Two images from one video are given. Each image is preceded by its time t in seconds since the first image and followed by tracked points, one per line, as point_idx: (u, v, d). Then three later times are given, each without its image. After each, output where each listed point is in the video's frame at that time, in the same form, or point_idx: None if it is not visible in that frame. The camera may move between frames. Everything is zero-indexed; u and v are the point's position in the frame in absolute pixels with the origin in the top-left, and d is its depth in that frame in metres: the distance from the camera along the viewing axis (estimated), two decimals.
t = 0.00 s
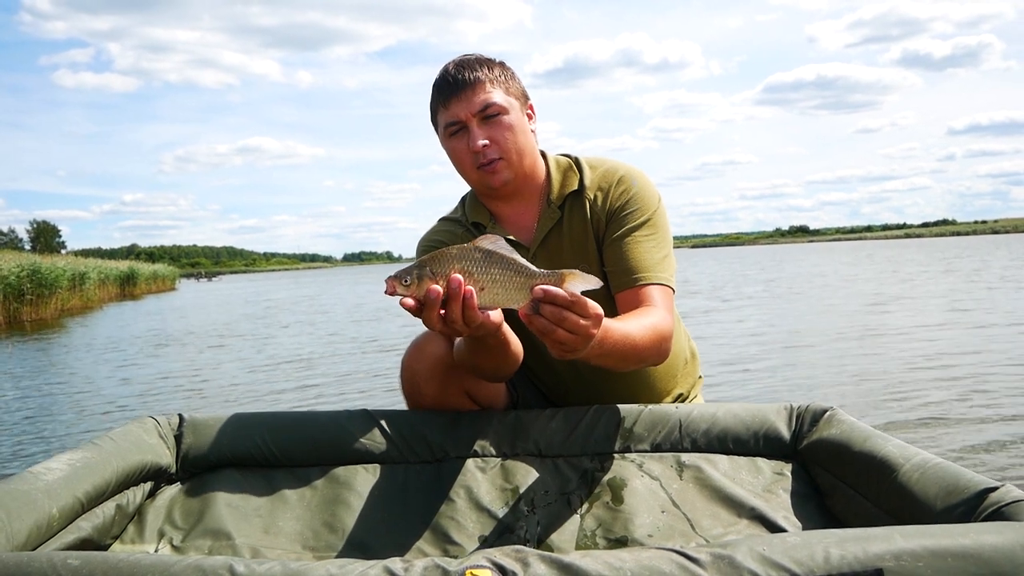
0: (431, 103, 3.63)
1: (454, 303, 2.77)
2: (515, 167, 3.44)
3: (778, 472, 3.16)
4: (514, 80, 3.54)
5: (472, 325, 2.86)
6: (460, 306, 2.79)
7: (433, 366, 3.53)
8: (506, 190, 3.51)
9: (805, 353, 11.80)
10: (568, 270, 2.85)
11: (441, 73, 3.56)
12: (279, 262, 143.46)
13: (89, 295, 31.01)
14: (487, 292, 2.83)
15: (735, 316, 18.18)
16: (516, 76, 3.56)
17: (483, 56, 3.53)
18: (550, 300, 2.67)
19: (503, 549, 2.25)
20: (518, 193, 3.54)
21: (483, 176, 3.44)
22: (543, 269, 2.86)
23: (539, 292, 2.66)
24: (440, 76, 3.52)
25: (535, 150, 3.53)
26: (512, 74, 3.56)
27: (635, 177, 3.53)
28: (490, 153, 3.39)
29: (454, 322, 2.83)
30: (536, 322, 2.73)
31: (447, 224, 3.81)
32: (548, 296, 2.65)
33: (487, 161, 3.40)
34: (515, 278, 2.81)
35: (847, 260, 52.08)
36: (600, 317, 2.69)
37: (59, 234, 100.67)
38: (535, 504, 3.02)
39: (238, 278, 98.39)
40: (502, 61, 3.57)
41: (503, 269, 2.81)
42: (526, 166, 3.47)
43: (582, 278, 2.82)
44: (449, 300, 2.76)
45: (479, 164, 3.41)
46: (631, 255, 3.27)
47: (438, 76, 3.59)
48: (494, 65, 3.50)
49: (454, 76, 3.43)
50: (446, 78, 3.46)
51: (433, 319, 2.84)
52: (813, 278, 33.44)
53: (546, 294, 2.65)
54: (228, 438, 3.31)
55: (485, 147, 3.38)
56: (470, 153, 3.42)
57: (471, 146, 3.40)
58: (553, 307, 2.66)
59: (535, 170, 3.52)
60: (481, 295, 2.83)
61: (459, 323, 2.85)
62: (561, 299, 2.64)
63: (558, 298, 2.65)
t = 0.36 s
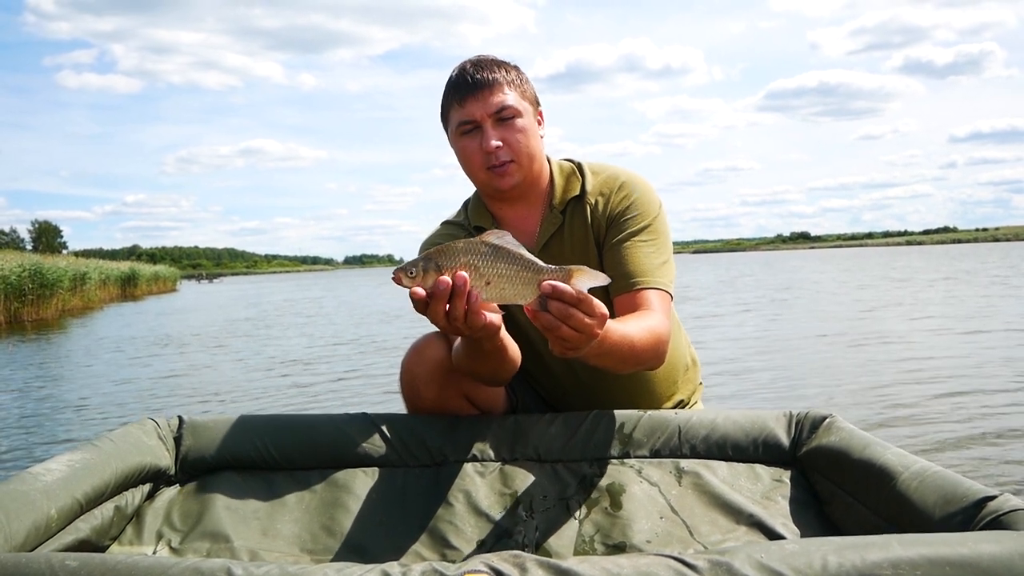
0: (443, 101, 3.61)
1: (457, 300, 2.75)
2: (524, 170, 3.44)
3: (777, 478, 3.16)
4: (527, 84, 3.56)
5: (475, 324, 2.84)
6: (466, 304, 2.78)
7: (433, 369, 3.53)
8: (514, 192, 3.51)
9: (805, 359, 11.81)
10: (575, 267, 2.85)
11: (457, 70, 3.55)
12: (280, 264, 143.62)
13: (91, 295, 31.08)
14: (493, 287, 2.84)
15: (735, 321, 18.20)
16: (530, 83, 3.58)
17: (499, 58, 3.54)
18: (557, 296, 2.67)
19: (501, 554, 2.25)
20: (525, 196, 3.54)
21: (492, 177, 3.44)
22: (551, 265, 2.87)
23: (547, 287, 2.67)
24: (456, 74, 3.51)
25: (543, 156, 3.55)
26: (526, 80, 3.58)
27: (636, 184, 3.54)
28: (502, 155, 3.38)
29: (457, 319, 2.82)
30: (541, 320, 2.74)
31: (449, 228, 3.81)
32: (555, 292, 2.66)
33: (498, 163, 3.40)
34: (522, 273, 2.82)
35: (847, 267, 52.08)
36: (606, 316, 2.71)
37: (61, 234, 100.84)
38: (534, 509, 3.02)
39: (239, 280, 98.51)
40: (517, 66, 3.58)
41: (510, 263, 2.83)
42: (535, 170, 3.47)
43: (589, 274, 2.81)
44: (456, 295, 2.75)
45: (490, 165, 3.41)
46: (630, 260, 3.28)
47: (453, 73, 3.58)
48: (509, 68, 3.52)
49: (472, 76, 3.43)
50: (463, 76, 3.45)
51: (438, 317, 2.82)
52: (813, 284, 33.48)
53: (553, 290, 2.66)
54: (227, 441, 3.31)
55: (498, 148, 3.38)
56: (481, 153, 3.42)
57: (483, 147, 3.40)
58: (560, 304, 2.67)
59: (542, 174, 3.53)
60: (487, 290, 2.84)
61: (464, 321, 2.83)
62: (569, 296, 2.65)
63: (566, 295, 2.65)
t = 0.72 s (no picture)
0: (461, 94, 3.58)
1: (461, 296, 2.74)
2: (538, 172, 3.44)
3: (777, 484, 3.15)
4: (546, 85, 3.56)
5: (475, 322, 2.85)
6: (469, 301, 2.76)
7: (433, 369, 3.53)
8: (525, 193, 3.51)
9: (806, 365, 11.79)
10: (575, 270, 2.85)
11: (479, 64, 3.53)
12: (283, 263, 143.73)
13: (93, 292, 31.10)
14: (493, 287, 2.83)
15: (737, 326, 18.17)
16: (548, 86, 3.58)
17: (522, 58, 3.54)
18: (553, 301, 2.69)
19: (500, 556, 2.25)
20: (535, 198, 3.55)
21: (505, 176, 3.43)
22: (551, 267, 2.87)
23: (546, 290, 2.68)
24: (480, 69, 3.49)
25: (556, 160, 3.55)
26: (545, 82, 3.58)
27: (641, 188, 3.55)
28: (519, 154, 3.37)
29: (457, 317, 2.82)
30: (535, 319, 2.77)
31: (453, 228, 3.82)
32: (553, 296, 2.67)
33: (513, 162, 3.39)
34: (521, 274, 2.82)
35: (850, 273, 52.02)
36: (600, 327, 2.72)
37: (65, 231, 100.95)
38: (533, 511, 3.03)
39: (241, 279, 98.52)
40: (537, 67, 3.58)
41: (509, 264, 2.82)
42: (548, 173, 3.48)
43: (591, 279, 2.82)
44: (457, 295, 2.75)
45: (505, 163, 3.39)
46: (630, 265, 3.28)
47: (475, 67, 3.55)
48: (530, 68, 3.51)
49: (495, 72, 3.42)
50: (487, 72, 3.43)
51: (439, 317, 2.82)
52: (815, 289, 33.43)
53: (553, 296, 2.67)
54: (228, 440, 3.31)
55: (515, 148, 3.37)
56: (497, 151, 3.40)
57: (501, 145, 3.39)
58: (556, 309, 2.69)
59: (554, 176, 3.53)
60: (486, 290, 2.83)
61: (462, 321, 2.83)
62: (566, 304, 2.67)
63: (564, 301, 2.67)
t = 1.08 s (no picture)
0: (478, 83, 3.55)
1: (455, 299, 2.73)
2: (546, 173, 3.44)
3: (775, 484, 3.15)
4: (564, 85, 3.55)
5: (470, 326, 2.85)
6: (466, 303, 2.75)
7: (431, 368, 3.53)
8: (530, 192, 3.52)
9: (806, 366, 11.78)
10: (559, 292, 2.85)
11: (501, 56, 3.50)
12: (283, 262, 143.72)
13: (93, 288, 31.06)
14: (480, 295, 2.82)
15: (737, 327, 18.15)
16: (566, 86, 3.58)
17: (544, 57, 3.52)
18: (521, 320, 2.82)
19: (499, 555, 2.25)
20: (540, 198, 3.55)
21: (513, 174, 3.43)
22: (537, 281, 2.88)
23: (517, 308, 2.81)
24: (501, 61, 3.47)
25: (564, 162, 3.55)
26: (564, 82, 3.57)
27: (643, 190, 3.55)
28: (530, 154, 3.38)
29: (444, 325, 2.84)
30: (503, 336, 2.90)
31: (453, 226, 3.81)
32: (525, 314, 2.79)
33: (523, 161, 3.39)
34: (506, 286, 2.84)
35: (849, 274, 51.99)
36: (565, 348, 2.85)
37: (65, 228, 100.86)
38: (531, 510, 3.03)
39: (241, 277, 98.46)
40: (557, 66, 3.57)
41: (497, 274, 2.82)
42: (556, 174, 3.48)
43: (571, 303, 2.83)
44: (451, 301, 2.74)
45: (515, 160, 3.40)
46: (623, 267, 3.28)
47: (496, 57, 3.52)
48: (550, 66, 3.50)
49: (516, 67, 3.40)
50: (508, 66, 3.42)
51: (434, 321, 2.78)
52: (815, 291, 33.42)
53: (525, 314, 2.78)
54: (226, 437, 3.31)
55: (527, 147, 3.37)
56: (508, 148, 3.40)
57: (514, 143, 3.38)
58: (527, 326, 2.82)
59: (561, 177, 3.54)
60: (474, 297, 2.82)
61: (458, 324, 2.81)
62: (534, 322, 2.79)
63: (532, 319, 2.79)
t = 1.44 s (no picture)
0: (487, 80, 3.55)
1: (455, 292, 2.72)
2: (552, 174, 3.44)
3: (774, 486, 3.15)
4: (574, 87, 3.55)
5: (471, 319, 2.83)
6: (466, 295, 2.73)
7: (431, 366, 3.52)
8: (534, 193, 3.51)
9: (805, 368, 11.79)
10: (556, 271, 2.90)
11: (512, 54, 3.50)
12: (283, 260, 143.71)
13: (93, 285, 31.07)
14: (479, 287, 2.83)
15: (736, 327, 18.15)
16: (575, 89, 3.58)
17: (555, 58, 3.52)
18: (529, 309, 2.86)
19: (500, 554, 2.25)
20: (544, 198, 3.55)
21: (518, 174, 3.43)
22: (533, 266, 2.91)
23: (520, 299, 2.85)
24: (512, 59, 3.47)
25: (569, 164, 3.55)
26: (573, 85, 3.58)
27: (646, 193, 3.56)
28: (536, 154, 3.38)
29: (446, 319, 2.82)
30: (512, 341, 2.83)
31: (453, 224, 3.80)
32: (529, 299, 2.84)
33: (529, 161, 3.39)
34: (507, 274, 2.85)
35: (848, 276, 52.01)
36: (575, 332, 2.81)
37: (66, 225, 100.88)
38: (531, 509, 3.03)
39: (241, 275, 98.47)
40: (567, 69, 3.57)
41: (495, 264, 2.83)
42: (561, 176, 3.48)
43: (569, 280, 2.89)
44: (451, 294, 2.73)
45: (521, 160, 3.39)
46: (629, 268, 3.28)
47: (507, 55, 3.52)
48: (561, 68, 3.50)
49: (527, 67, 3.40)
50: (519, 65, 3.42)
51: (434, 315, 2.78)
52: (814, 292, 33.43)
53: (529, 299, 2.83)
54: (226, 434, 3.31)
55: (534, 148, 3.37)
56: (515, 147, 3.40)
57: (521, 143, 3.38)
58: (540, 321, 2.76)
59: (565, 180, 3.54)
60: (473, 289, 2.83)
61: (459, 318, 2.80)
62: (544, 307, 2.83)
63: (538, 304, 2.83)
